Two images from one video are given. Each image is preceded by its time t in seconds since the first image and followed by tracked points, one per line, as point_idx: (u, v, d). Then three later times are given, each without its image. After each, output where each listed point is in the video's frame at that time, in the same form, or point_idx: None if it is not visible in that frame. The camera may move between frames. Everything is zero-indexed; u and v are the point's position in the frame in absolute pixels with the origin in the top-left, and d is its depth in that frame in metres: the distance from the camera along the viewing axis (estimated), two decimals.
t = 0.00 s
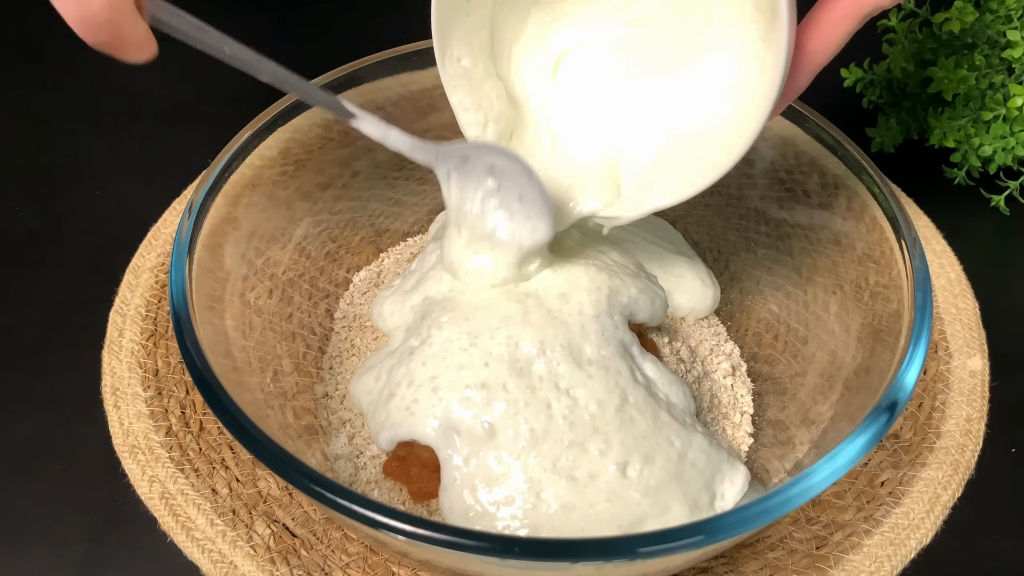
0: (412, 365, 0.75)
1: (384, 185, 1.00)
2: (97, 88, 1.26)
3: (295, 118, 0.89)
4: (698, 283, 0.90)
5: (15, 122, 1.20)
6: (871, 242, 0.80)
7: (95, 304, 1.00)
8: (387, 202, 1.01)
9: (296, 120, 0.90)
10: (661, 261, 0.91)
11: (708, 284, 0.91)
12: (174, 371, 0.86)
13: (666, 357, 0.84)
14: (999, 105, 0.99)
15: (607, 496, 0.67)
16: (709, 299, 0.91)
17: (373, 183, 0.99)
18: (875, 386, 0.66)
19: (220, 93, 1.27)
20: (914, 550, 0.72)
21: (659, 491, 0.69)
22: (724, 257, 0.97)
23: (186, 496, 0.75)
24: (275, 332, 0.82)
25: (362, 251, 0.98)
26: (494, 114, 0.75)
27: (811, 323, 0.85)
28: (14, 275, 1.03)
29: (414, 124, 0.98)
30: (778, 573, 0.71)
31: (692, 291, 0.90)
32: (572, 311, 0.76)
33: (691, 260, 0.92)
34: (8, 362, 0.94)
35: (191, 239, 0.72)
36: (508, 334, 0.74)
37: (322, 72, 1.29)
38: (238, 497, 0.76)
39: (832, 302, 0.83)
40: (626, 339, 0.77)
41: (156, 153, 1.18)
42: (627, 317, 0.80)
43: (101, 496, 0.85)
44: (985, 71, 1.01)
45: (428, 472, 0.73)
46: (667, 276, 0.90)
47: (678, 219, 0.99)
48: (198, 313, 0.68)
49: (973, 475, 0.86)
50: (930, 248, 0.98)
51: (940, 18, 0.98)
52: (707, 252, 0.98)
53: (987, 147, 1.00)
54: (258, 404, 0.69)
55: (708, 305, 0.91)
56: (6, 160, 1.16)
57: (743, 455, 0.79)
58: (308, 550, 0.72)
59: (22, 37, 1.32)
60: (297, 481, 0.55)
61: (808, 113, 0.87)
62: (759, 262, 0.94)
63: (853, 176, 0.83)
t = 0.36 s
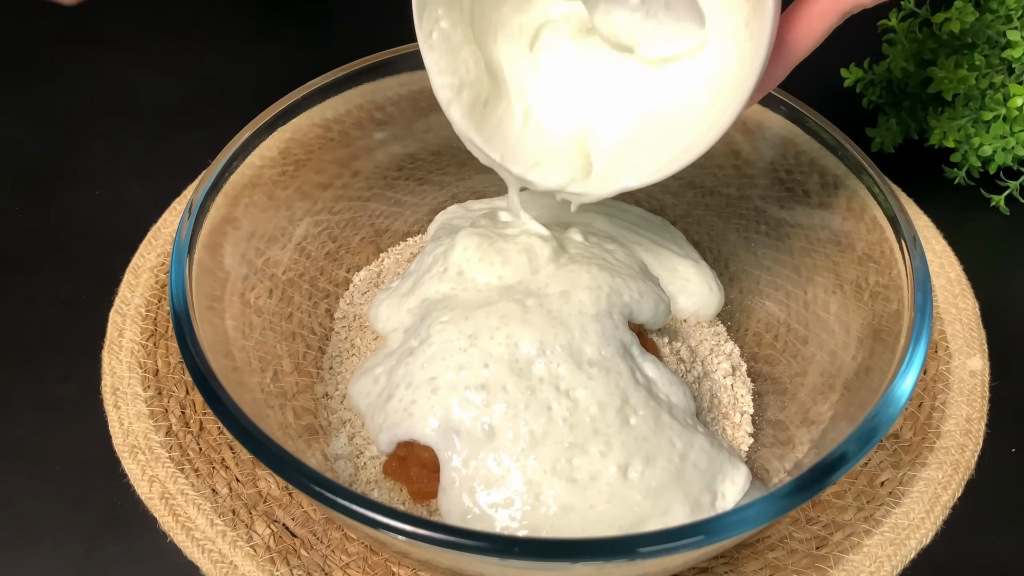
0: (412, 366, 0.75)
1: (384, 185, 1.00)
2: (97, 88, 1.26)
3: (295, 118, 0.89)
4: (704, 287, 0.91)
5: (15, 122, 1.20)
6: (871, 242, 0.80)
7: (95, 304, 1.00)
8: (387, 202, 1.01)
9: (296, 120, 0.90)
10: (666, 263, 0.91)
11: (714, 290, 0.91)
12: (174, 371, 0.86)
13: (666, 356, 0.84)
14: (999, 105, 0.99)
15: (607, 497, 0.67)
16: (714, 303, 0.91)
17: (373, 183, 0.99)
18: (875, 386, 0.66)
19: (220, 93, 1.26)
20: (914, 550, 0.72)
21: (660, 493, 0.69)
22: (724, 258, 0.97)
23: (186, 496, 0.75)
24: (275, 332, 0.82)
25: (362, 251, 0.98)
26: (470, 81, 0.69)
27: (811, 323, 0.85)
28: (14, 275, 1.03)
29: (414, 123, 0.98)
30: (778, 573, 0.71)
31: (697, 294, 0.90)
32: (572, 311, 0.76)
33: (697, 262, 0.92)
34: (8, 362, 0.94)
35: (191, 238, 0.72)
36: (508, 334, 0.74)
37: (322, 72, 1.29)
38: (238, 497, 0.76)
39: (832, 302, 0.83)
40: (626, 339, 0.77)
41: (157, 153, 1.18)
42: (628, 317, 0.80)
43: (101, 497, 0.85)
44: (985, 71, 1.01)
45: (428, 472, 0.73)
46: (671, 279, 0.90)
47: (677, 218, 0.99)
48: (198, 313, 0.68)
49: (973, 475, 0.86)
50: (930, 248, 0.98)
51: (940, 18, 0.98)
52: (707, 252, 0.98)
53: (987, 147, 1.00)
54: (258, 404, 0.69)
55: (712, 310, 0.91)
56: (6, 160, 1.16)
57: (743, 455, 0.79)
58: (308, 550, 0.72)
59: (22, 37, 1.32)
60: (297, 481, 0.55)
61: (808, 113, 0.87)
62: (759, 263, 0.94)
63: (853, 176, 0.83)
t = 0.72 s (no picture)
0: (411, 367, 0.75)
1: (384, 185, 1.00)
2: (96, 88, 1.26)
3: (295, 119, 0.89)
4: (708, 292, 0.91)
5: (15, 122, 1.20)
6: (871, 242, 0.80)
7: (95, 304, 1.00)
8: (387, 202, 1.01)
9: (296, 120, 0.90)
10: (670, 267, 0.91)
11: (719, 295, 0.91)
12: (174, 371, 0.86)
13: (666, 356, 0.84)
14: (999, 105, 0.99)
15: (608, 498, 0.67)
16: (719, 308, 0.91)
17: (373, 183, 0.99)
18: (875, 386, 0.66)
19: (220, 93, 1.27)
20: (914, 550, 0.72)
21: (661, 494, 0.69)
22: (725, 258, 0.97)
23: (186, 496, 0.75)
24: (275, 332, 0.82)
25: (362, 251, 0.98)
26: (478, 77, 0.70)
27: (811, 323, 0.85)
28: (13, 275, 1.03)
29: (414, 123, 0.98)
30: (778, 573, 0.71)
31: (701, 298, 0.91)
32: (571, 312, 0.76)
33: (702, 266, 0.92)
34: (8, 362, 0.94)
35: (191, 238, 0.72)
36: (508, 335, 0.74)
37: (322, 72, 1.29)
38: (238, 497, 0.76)
39: (832, 302, 0.83)
40: (626, 339, 0.77)
41: (157, 153, 1.18)
42: (628, 318, 0.80)
43: (101, 497, 0.85)
44: (985, 71, 1.01)
45: (428, 472, 0.73)
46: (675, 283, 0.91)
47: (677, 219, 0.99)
48: (198, 313, 0.68)
49: (973, 475, 0.86)
50: (930, 248, 0.98)
51: (940, 18, 0.98)
52: (707, 252, 0.98)
53: (987, 147, 1.00)
54: (258, 404, 0.69)
55: (716, 314, 0.91)
56: (6, 160, 1.16)
57: (743, 455, 0.79)
58: (308, 550, 0.72)
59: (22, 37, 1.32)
60: (297, 481, 0.55)
61: (808, 113, 0.87)
62: (759, 263, 0.94)
63: (853, 176, 0.83)
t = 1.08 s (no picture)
0: (410, 368, 0.75)
1: (384, 185, 1.00)
2: (96, 88, 1.26)
3: (295, 119, 0.89)
4: (715, 297, 0.91)
5: (15, 122, 1.20)
6: (871, 242, 0.80)
7: (95, 304, 1.00)
8: (387, 202, 1.01)
9: (296, 121, 0.90)
10: (677, 270, 0.91)
11: (722, 299, 0.91)
12: (174, 371, 0.86)
13: (666, 356, 0.84)
14: (999, 105, 0.99)
15: (608, 500, 0.67)
16: (723, 313, 0.91)
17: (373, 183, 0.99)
18: (875, 386, 0.66)
19: (220, 93, 1.27)
20: (914, 550, 0.72)
21: (662, 495, 0.69)
22: (724, 258, 0.97)
23: (186, 496, 0.75)
24: (275, 332, 0.82)
25: (362, 251, 0.98)
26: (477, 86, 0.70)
27: (811, 323, 0.85)
28: (13, 274, 1.03)
29: (414, 123, 0.98)
30: (779, 573, 0.71)
31: (704, 299, 0.90)
32: (570, 312, 0.76)
33: (707, 269, 0.92)
34: (8, 362, 0.94)
35: (191, 239, 0.72)
36: (508, 336, 0.74)
37: (322, 72, 1.29)
38: (238, 497, 0.76)
39: (832, 302, 0.83)
40: (626, 339, 0.77)
41: (157, 153, 1.18)
42: (628, 318, 0.80)
43: (101, 497, 0.85)
44: (985, 71, 1.01)
45: (428, 472, 0.73)
46: (683, 288, 0.90)
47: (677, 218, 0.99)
48: (198, 313, 0.68)
49: (973, 475, 0.86)
50: (930, 248, 0.98)
51: (940, 18, 0.98)
52: (707, 251, 0.98)
53: (987, 147, 1.00)
54: (258, 404, 0.69)
55: (719, 318, 0.91)
56: (6, 160, 1.16)
57: (743, 455, 0.79)
58: (308, 550, 0.72)
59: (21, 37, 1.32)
60: (297, 481, 0.55)
61: (807, 113, 0.87)
62: (759, 263, 0.94)
63: (853, 177, 0.83)
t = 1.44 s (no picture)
0: (410, 369, 0.75)
1: (384, 185, 1.00)
2: (96, 88, 1.26)
3: (295, 119, 0.89)
4: (719, 300, 0.90)
5: (16, 122, 1.20)
6: (871, 242, 0.80)
7: (95, 304, 1.00)
8: (387, 202, 1.01)
9: (296, 121, 0.90)
10: (679, 270, 0.91)
11: (723, 301, 0.91)
12: (174, 371, 0.86)
13: (665, 356, 0.84)
14: (999, 105, 0.99)
15: (608, 501, 0.68)
16: (727, 316, 0.91)
17: (373, 183, 0.99)
18: (875, 386, 0.66)
19: (220, 93, 1.27)
20: (914, 550, 0.72)
21: (662, 496, 0.69)
22: (724, 258, 0.97)
23: (186, 496, 0.75)
24: (275, 332, 0.82)
25: (362, 251, 0.98)
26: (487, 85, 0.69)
27: (811, 323, 0.85)
28: (13, 274, 1.03)
29: (414, 123, 0.98)
30: (778, 573, 0.71)
31: (704, 298, 0.90)
32: (570, 312, 0.76)
33: (712, 272, 0.92)
34: (7, 362, 0.94)
35: (191, 239, 0.72)
36: (508, 336, 0.74)
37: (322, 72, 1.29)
38: (238, 497, 0.76)
39: (832, 302, 0.83)
40: (626, 339, 0.77)
41: (157, 153, 1.18)
42: (628, 318, 0.80)
43: (101, 497, 0.85)
44: (985, 71, 1.01)
45: (428, 472, 0.73)
46: (685, 287, 0.90)
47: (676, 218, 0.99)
48: (198, 313, 0.68)
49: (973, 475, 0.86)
50: (930, 248, 0.98)
51: (940, 18, 0.99)
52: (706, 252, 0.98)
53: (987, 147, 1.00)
54: (258, 404, 0.69)
55: (724, 323, 0.91)
56: (6, 160, 1.16)
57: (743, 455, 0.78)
58: (308, 550, 0.72)
59: (21, 37, 1.32)
60: (297, 481, 0.55)
61: (808, 113, 0.87)
62: (759, 263, 0.94)
63: (853, 177, 0.83)
